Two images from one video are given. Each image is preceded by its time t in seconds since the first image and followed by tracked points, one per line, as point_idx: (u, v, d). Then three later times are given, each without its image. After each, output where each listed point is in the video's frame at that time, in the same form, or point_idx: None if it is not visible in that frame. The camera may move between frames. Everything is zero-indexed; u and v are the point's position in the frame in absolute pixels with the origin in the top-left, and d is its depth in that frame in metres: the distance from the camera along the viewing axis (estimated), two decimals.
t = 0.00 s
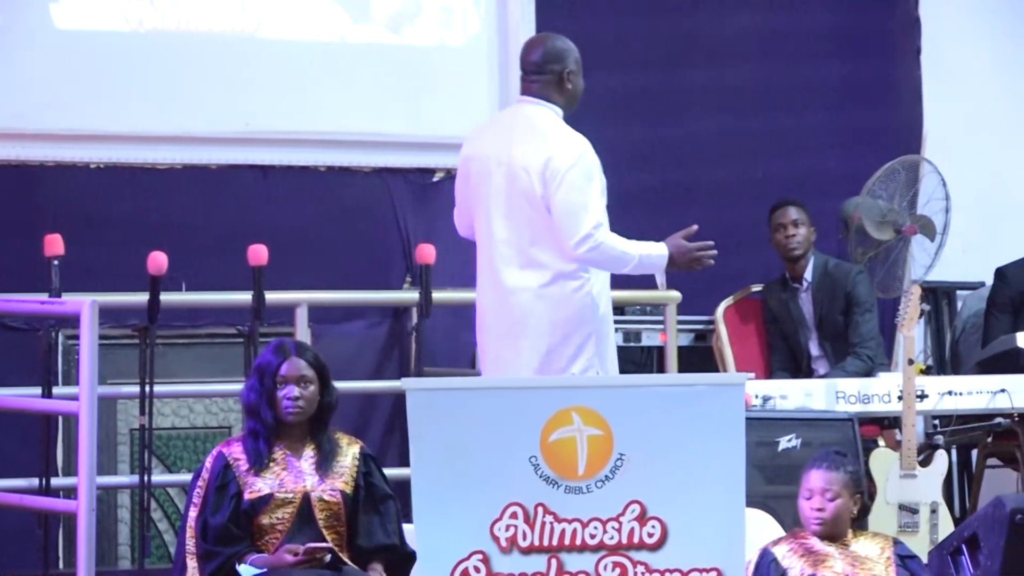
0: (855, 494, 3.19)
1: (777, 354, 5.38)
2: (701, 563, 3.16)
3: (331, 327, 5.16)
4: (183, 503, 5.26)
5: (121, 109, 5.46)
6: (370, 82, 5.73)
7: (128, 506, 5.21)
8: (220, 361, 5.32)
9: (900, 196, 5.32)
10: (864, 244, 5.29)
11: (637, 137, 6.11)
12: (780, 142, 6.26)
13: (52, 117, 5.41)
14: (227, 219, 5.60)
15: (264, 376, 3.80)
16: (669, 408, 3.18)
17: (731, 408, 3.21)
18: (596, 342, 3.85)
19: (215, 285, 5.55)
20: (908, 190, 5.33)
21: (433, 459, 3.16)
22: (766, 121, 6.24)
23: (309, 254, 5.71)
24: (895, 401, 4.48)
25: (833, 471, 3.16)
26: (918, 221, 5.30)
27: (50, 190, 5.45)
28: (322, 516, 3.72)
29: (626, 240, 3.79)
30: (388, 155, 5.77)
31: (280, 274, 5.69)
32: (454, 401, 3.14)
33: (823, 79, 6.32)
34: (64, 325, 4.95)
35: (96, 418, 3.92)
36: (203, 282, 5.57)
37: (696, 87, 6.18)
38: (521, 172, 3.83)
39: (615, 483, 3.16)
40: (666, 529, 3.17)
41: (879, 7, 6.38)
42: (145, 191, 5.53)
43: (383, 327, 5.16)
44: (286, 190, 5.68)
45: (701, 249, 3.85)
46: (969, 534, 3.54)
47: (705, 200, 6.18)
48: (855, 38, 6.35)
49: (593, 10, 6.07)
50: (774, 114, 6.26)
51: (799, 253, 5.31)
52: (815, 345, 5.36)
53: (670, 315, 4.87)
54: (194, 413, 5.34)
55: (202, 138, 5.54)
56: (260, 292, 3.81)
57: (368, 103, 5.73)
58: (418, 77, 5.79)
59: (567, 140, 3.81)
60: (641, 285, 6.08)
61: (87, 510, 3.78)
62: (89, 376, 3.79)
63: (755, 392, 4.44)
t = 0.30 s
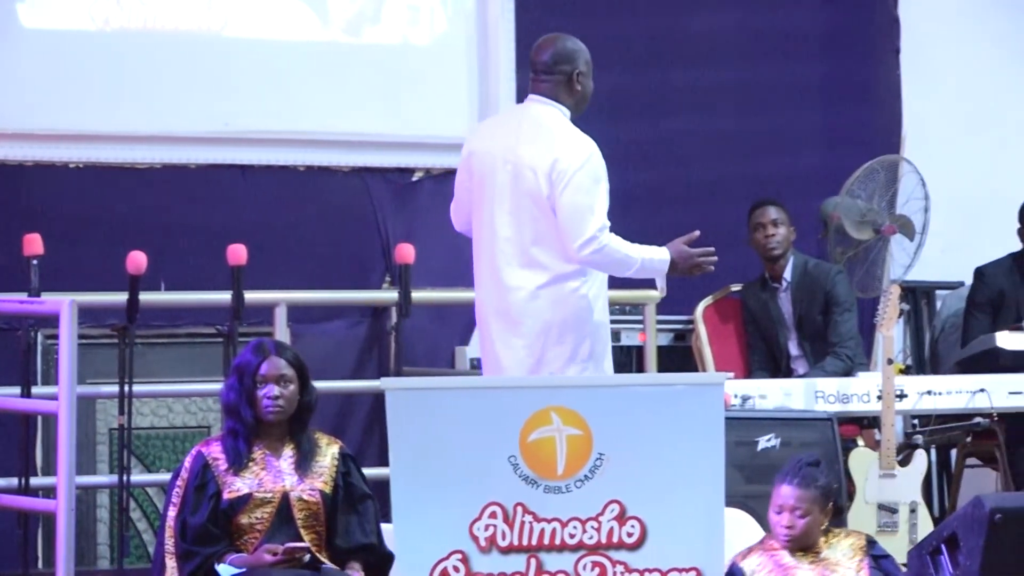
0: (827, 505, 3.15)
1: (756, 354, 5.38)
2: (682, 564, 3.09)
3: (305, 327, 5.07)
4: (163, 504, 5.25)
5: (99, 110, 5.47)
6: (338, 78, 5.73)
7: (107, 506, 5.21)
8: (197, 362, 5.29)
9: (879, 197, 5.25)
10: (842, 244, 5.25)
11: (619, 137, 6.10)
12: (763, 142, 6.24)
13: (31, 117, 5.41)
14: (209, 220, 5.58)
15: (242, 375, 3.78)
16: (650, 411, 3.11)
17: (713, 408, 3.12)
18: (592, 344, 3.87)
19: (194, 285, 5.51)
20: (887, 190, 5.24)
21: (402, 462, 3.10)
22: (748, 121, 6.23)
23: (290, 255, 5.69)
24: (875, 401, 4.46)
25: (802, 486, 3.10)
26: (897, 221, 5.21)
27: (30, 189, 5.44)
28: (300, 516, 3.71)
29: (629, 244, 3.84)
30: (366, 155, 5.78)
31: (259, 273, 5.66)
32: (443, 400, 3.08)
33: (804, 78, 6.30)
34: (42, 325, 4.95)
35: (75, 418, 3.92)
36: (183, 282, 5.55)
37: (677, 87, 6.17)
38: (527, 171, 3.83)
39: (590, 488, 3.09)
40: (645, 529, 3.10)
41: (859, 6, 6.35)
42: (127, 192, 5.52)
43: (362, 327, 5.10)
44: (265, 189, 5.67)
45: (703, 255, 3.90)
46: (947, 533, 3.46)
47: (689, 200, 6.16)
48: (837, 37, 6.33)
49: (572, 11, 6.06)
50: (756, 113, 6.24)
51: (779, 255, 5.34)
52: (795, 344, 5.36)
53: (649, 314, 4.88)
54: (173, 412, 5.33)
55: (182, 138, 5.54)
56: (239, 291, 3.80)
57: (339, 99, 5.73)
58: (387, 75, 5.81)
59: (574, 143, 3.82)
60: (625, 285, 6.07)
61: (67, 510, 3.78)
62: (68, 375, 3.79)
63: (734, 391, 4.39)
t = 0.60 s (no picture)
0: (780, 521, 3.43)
1: (727, 353, 5.29)
2: (651, 563, 3.03)
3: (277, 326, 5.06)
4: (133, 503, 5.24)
5: (66, 109, 5.45)
6: (295, 74, 5.69)
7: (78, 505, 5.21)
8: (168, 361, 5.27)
9: (850, 196, 5.25)
10: (812, 244, 5.23)
11: (596, 137, 6.01)
12: (738, 141, 6.16)
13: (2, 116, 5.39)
14: (178, 220, 5.51)
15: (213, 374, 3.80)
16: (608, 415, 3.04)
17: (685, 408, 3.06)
18: (574, 343, 3.87)
19: (163, 286, 5.45)
20: (858, 190, 5.26)
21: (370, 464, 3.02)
22: (723, 121, 6.15)
23: (260, 256, 5.61)
24: (845, 401, 4.39)
25: (756, 502, 3.38)
26: (867, 221, 5.25)
27: None
28: (271, 517, 3.72)
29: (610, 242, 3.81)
30: (336, 154, 5.70)
31: (231, 274, 5.59)
32: (415, 398, 3.01)
33: (779, 78, 6.21)
34: (13, 324, 4.94)
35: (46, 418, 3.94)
36: (153, 281, 5.48)
37: (651, 86, 6.08)
38: (508, 169, 3.83)
39: (550, 495, 3.02)
40: (615, 528, 3.04)
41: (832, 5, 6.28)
42: (96, 191, 5.44)
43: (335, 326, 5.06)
44: (235, 190, 5.58)
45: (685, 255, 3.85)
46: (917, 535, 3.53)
47: (665, 201, 6.08)
48: (811, 36, 6.25)
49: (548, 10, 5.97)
50: (732, 113, 6.16)
51: (750, 254, 5.24)
52: (765, 344, 5.27)
53: (619, 314, 4.89)
54: (143, 412, 5.30)
55: (152, 137, 5.49)
56: (210, 291, 3.80)
57: (300, 96, 5.69)
58: (343, 73, 5.76)
59: (555, 139, 3.82)
60: (602, 287, 6.00)
61: (37, 510, 3.79)
62: (40, 374, 3.80)
63: (704, 391, 4.29)
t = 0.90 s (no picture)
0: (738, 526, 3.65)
1: (698, 353, 5.12)
2: (623, 562, 2.81)
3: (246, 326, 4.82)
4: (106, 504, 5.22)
5: (35, 108, 5.45)
6: (245, 71, 5.65)
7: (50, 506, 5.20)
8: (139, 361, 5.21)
9: (821, 195, 5.17)
10: (784, 243, 5.15)
11: (573, 137, 5.98)
12: (708, 141, 6.14)
13: None
14: (148, 220, 5.51)
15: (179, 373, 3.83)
16: (585, 411, 2.84)
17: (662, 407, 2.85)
18: (560, 339, 3.86)
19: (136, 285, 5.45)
20: (829, 189, 5.18)
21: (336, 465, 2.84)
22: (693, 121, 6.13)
23: (231, 256, 5.60)
24: (817, 400, 4.25)
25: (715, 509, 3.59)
26: (839, 220, 5.17)
27: None
28: (242, 517, 3.72)
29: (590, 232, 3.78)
30: (309, 154, 5.69)
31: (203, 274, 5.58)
32: (390, 397, 2.82)
33: (748, 77, 6.18)
34: None
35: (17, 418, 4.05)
36: (125, 281, 5.48)
37: (621, 86, 6.05)
38: (484, 166, 3.85)
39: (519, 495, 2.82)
40: (588, 528, 2.83)
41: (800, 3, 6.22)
42: (69, 192, 5.44)
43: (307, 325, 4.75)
44: (206, 190, 5.57)
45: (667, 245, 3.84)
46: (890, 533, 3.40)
47: (639, 200, 6.04)
48: (780, 35, 6.20)
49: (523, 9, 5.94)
50: (701, 113, 6.13)
51: (721, 253, 5.12)
52: (737, 344, 5.12)
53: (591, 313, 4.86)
54: (115, 412, 5.23)
55: (123, 137, 5.48)
56: (181, 290, 3.79)
57: (255, 94, 5.66)
58: (292, 72, 5.71)
59: (529, 133, 3.82)
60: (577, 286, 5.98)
61: (8, 510, 3.93)
62: (10, 374, 3.96)
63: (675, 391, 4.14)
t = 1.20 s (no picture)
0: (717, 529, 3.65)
1: (679, 352, 5.06)
2: (605, 562, 2.71)
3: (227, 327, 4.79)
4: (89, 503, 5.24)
5: (18, 111, 5.52)
6: (214, 74, 5.70)
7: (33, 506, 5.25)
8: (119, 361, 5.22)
9: (802, 195, 5.06)
10: (765, 244, 5.09)
11: (557, 136, 5.99)
12: (689, 141, 6.13)
13: None
14: (129, 220, 5.49)
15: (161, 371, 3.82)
16: (570, 411, 2.73)
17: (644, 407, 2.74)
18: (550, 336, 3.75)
19: (117, 285, 5.44)
20: (810, 188, 5.06)
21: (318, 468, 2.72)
22: (674, 121, 6.12)
23: (214, 256, 5.57)
24: (798, 400, 4.20)
25: (692, 512, 3.58)
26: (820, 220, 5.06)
27: None
28: (224, 517, 3.72)
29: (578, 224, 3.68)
30: (289, 154, 5.69)
31: (184, 273, 5.55)
32: (371, 398, 2.72)
33: (728, 78, 6.18)
34: None
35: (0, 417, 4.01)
36: (107, 281, 5.47)
37: (602, 87, 6.05)
38: (470, 162, 3.77)
39: (498, 495, 2.70)
40: (570, 529, 2.72)
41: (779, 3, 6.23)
42: (49, 192, 5.43)
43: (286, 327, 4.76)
44: (186, 189, 5.56)
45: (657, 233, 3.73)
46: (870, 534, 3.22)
47: (622, 200, 6.03)
48: (759, 36, 6.21)
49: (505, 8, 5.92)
50: (682, 113, 6.13)
51: (701, 253, 5.10)
52: (717, 344, 5.09)
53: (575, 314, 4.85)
54: (97, 412, 5.27)
55: (102, 137, 5.51)
56: (162, 290, 3.81)
57: (227, 95, 5.71)
58: (257, 73, 5.75)
59: (513, 127, 3.73)
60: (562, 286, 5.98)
61: None
62: None
63: (656, 391, 4.09)
